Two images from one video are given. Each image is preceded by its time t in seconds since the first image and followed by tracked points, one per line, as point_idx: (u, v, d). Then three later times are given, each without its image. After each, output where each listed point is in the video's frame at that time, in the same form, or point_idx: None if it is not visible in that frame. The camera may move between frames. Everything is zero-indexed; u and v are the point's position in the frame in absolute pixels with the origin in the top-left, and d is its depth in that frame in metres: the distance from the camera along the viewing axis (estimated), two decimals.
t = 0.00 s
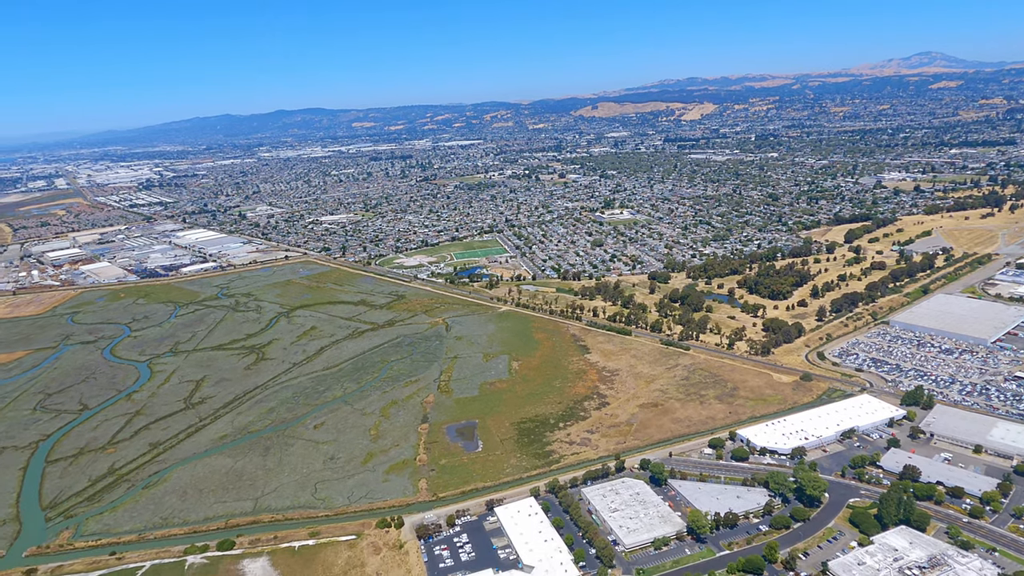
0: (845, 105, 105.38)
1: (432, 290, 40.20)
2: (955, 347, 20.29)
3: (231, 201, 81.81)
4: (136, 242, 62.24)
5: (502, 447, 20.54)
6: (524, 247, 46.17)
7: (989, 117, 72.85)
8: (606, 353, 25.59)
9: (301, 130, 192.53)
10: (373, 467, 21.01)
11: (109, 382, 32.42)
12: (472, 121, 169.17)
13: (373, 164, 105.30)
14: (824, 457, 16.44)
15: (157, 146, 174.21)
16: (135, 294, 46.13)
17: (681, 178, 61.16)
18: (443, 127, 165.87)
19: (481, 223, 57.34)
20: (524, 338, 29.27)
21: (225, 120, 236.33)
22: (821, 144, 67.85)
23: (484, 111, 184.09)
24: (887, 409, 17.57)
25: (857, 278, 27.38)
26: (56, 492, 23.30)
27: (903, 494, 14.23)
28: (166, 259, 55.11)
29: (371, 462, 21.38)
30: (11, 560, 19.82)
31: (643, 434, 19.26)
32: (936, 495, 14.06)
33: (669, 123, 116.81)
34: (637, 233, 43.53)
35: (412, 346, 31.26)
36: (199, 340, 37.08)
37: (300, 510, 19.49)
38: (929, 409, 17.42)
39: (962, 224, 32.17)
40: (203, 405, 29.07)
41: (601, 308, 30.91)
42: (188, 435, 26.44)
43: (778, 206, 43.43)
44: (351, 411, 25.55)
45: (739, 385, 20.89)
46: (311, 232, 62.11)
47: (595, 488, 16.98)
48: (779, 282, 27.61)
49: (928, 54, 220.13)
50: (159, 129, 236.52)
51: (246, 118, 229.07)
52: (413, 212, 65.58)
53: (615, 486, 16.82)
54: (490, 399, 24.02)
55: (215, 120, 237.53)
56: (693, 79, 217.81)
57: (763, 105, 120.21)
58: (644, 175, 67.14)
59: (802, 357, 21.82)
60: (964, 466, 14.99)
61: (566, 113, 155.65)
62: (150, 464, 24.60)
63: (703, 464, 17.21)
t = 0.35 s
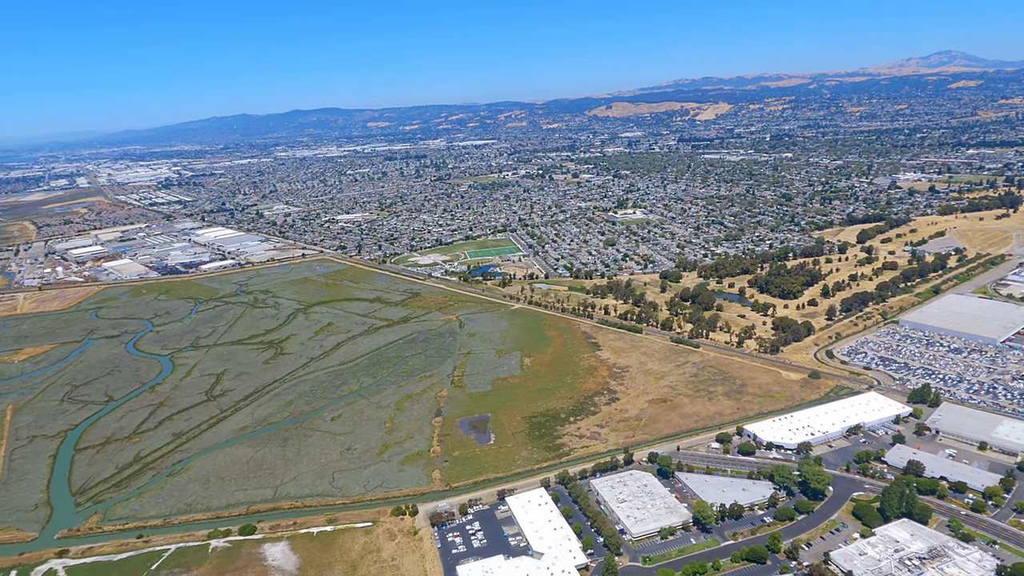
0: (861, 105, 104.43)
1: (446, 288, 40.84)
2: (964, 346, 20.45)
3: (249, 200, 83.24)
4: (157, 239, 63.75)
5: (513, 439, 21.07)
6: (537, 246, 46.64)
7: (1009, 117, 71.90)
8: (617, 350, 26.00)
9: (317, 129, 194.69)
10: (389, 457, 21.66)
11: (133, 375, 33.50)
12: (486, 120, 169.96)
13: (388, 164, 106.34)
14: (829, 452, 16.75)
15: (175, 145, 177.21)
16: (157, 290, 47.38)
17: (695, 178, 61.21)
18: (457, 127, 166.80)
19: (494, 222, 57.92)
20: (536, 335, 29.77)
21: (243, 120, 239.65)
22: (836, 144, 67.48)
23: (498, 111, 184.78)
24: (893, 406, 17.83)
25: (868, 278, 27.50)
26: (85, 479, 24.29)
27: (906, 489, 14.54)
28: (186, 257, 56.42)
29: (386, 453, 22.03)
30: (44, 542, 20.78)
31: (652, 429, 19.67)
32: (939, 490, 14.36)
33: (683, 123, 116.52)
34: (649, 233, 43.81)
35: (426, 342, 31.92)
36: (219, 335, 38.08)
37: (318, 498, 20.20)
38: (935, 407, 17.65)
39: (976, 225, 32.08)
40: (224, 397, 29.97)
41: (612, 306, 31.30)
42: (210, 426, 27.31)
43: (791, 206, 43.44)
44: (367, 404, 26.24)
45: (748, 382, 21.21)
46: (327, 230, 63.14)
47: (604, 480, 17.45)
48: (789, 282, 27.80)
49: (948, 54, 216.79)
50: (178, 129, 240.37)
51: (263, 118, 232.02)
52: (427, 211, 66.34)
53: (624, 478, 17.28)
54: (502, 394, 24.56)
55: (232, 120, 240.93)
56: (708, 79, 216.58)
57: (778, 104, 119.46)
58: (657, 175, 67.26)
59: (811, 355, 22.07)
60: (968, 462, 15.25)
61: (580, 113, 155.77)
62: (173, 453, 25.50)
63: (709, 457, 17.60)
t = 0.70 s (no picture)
0: (878, 105, 103.47)
1: (460, 286, 41.48)
2: (973, 346, 20.61)
3: (266, 199, 84.64)
4: (177, 238, 65.18)
5: (525, 433, 21.59)
6: (549, 246, 47.11)
7: None
8: (627, 348, 26.40)
9: (332, 129, 196.69)
10: (404, 449, 22.30)
11: (156, 369, 34.55)
12: (500, 121, 170.67)
13: (402, 164, 107.30)
14: (835, 447, 17.06)
15: (193, 145, 180.07)
16: (177, 287, 48.59)
17: (708, 178, 61.26)
18: (471, 127, 167.60)
19: (507, 221, 58.48)
20: (548, 332, 30.25)
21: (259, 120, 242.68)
22: (852, 144, 67.09)
23: (512, 111, 185.30)
24: (900, 404, 18.07)
25: (879, 278, 27.62)
26: (112, 467, 25.24)
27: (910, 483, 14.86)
28: (205, 255, 57.68)
29: (401, 445, 22.67)
30: (74, 526, 21.72)
31: (660, 424, 20.08)
32: (941, 485, 14.66)
33: (698, 124, 116.14)
34: (661, 233, 44.07)
35: (440, 339, 32.55)
36: (238, 331, 39.05)
37: (336, 487, 20.90)
38: (941, 404, 17.87)
39: (990, 226, 32.00)
40: (244, 391, 30.85)
41: (623, 305, 31.68)
42: (231, 418, 28.18)
43: (804, 207, 43.45)
44: (382, 398, 26.91)
45: (756, 379, 21.52)
46: (342, 229, 64.13)
47: (613, 472, 17.92)
48: (800, 282, 28.01)
49: (968, 53, 213.53)
50: (195, 128, 243.91)
51: (279, 118, 234.71)
52: (441, 211, 67.07)
53: (632, 471, 17.73)
54: (514, 389, 25.10)
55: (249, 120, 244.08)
56: (724, 78, 215.34)
57: (794, 104, 118.66)
58: (670, 175, 67.34)
59: (819, 354, 22.31)
60: (972, 458, 15.51)
61: (594, 113, 155.79)
62: (196, 443, 26.38)
63: (716, 452, 17.98)
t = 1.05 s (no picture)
0: (896, 105, 102.51)
1: (473, 285, 42.09)
2: (982, 346, 20.76)
3: (282, 198, 85.99)
4: (196, 236, 66.58)
5: (536, 427, 22.11)
6: (562, 245, 47.56)
7: None
8: (637, 345, 26.79)
9: (347, 130, 198.61)
10: (418, 442, 22.92)
11: (178, 363, 35.59)
12: (514, 121, 171.41)
13: (417, 164, 108.29)
14: (841, 443, 17.36)
15: (210, 145, 182.94)
16: (197, 285, 49.76)
17: (721, 179, 61.27)
18: (485, 127, 168.43)
19: (520, 221, 59.00)
20: (560, 330, 30.73)
21: (276, 120, 245.63)
22: (868, 145, 66.67)
23: (526, 112, 185.79)
24: (906, 402, 18.32)
25: (890, 279, 27.72)
26: (137, 456, 26.19)
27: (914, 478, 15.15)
28: (224, 253, 58.93)
29: (416, 438, 23.29)
30: (102, 511, 22.65)
31: (669, 419, 20.48)
32: (945, 480, 14.94)
33: (712, 124, 115.76)
34: (673, 233, 44.33)
35: (454, 336, 33.17)
36: (257, 327, 40.04)
37: (352, 477, 21.58)
38: (948, 403, 18.09)
39: (1005, 227, 31.91)
40: (262, 384, 31.71)
41: (634, 304, 32.05)
42: (250, 411, 29.02)
43: (817, 207, 43.45)
44: (397, 393, 27.58)
45: (764, 377, 21.83)
46: (358, 228, 65.11)
47: (622, 465, 18.37)
48: (811, 281, 28.19)
49: (988, 53, 210.20)
50: (213, 129, 247.48)
51: (295, 118, 237.41)
52: (455, 211, 67.78)
53: (641, 465, 18.16)
54: (526, 385, 25.62)
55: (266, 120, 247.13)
56: (740, 78, 214.04)
57: (810, 105, 117.86)
58: (683, 176, 67.39)
59: (828, 352, 22.54)
60: (976, 455, 15.75)
61: (608, 114, 155.74)
62: (217, 434, 27.26)
63: (724, 446, 18.36)
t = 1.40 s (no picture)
0: (913, 106, 101.37)
1: (487, 283, 42.67)
2: (992, 346, 20.90)
3: (299, 198, 87.25)
4: (214, 235, 67.92)
5: (547, 422, 22.62)
6: (574, 245, 47.98)
7: None
8: (648, 344, 27.16)
9: (362, 130, 200.33)
10: (432, 435, 23.54)
11: (199, 358, 36.62)
12: (528, 121, 171.93)
13: (431, 164, 109.15)
14: (846, 440, 17.67)
15: (228, 146, 185.62)
16: (217, 282, 50.92)
17: (735, 179, 61.23)
18: (499, 128, 169.06)
19: (533, 221, 59.48)
20: (571, 328, 31.20)
21: (292, 121, 248.35)
22: (884, 145, 66.25)
23: (540, 113, 186.08)
24: (913, 400, 18.55)
25: (902, 279, 27.79)
26: (161, 446, 27.14)
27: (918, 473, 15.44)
28: (242, 251, 60.13)
29: (430, 431, 23.92)
30: (129, 498, 23.57)
31: (677, 415, 20.86)
32: (948, 476, 15.22)
33: (727, 124, 115.27)
34: (685, 233, 44.52)
35: (467, 333, 33.78)
36: (275, 323, 40.99)
37: (368, 468, 22.26)
38: (955, 401, 18.30)
39: (1020, 228, 31.76)
40: (281, 379, 32.58)
41: (645, 303, 32.40)
42: (269, 404, 29.87)
43: (831, 208, 43.42)
44: (411, 388, 28.25)
45: (773, 374, 22.13)
46: (373, 228, 66.02)
47: (631, 459, 18.80)
48: (821, 282, 28.37)
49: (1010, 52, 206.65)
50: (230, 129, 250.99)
51: (311, 119, 240.00)
52: (469, 210, 68.43)
53: (649, 458, 18.61)
54: (538, 381, 26.13)
55: (282, 121, 250.09)
56: (755, 79, 212.72)
57: (826, 105, 116.96)
58: (697, 177, 67.36)
59: (837, 352, 22.76)
60: (982, 452, 16.00)
61: (622, 114, 155.56)
62: (237, 426, 28.12)
63: (731, 442, 18.74)
